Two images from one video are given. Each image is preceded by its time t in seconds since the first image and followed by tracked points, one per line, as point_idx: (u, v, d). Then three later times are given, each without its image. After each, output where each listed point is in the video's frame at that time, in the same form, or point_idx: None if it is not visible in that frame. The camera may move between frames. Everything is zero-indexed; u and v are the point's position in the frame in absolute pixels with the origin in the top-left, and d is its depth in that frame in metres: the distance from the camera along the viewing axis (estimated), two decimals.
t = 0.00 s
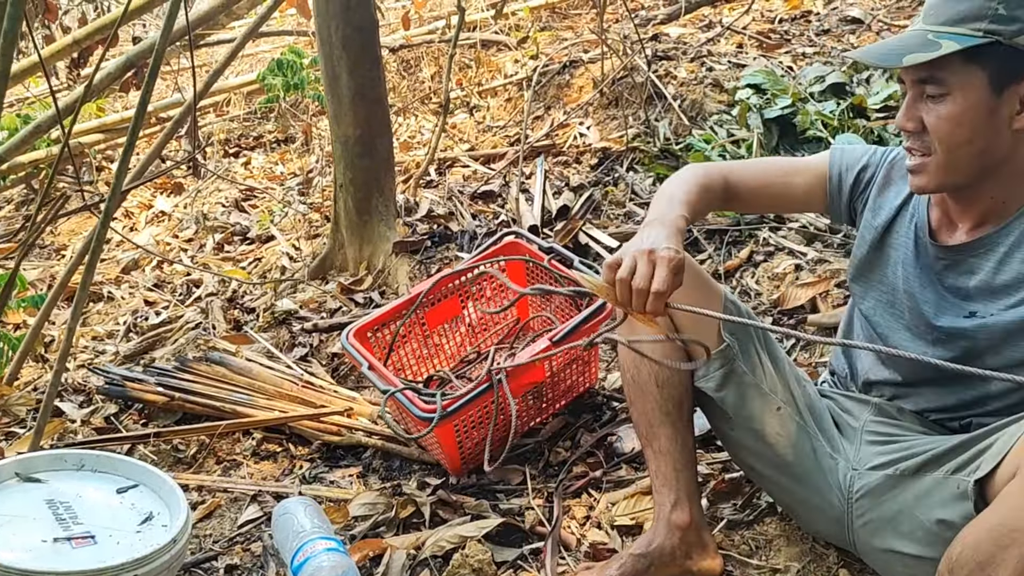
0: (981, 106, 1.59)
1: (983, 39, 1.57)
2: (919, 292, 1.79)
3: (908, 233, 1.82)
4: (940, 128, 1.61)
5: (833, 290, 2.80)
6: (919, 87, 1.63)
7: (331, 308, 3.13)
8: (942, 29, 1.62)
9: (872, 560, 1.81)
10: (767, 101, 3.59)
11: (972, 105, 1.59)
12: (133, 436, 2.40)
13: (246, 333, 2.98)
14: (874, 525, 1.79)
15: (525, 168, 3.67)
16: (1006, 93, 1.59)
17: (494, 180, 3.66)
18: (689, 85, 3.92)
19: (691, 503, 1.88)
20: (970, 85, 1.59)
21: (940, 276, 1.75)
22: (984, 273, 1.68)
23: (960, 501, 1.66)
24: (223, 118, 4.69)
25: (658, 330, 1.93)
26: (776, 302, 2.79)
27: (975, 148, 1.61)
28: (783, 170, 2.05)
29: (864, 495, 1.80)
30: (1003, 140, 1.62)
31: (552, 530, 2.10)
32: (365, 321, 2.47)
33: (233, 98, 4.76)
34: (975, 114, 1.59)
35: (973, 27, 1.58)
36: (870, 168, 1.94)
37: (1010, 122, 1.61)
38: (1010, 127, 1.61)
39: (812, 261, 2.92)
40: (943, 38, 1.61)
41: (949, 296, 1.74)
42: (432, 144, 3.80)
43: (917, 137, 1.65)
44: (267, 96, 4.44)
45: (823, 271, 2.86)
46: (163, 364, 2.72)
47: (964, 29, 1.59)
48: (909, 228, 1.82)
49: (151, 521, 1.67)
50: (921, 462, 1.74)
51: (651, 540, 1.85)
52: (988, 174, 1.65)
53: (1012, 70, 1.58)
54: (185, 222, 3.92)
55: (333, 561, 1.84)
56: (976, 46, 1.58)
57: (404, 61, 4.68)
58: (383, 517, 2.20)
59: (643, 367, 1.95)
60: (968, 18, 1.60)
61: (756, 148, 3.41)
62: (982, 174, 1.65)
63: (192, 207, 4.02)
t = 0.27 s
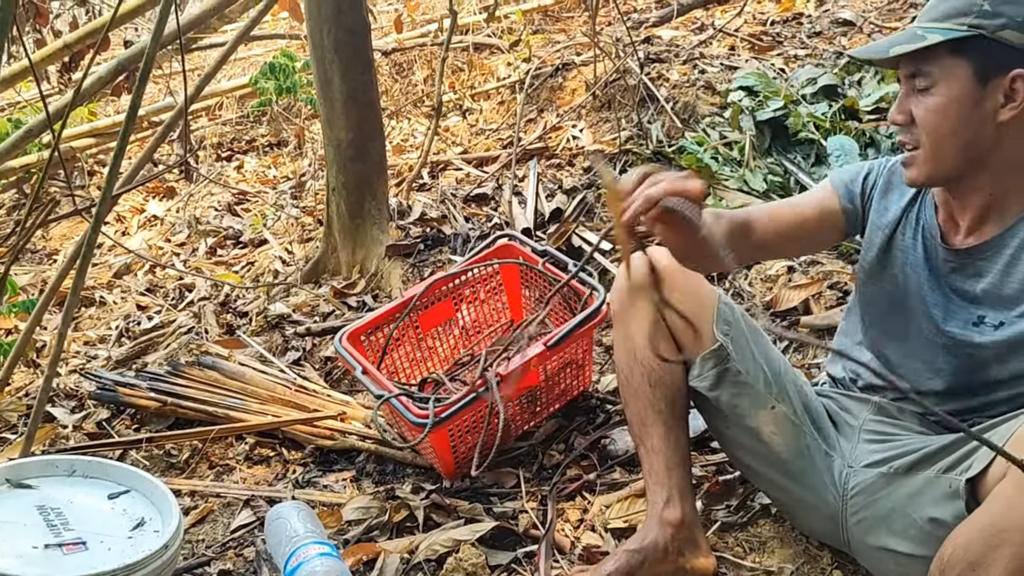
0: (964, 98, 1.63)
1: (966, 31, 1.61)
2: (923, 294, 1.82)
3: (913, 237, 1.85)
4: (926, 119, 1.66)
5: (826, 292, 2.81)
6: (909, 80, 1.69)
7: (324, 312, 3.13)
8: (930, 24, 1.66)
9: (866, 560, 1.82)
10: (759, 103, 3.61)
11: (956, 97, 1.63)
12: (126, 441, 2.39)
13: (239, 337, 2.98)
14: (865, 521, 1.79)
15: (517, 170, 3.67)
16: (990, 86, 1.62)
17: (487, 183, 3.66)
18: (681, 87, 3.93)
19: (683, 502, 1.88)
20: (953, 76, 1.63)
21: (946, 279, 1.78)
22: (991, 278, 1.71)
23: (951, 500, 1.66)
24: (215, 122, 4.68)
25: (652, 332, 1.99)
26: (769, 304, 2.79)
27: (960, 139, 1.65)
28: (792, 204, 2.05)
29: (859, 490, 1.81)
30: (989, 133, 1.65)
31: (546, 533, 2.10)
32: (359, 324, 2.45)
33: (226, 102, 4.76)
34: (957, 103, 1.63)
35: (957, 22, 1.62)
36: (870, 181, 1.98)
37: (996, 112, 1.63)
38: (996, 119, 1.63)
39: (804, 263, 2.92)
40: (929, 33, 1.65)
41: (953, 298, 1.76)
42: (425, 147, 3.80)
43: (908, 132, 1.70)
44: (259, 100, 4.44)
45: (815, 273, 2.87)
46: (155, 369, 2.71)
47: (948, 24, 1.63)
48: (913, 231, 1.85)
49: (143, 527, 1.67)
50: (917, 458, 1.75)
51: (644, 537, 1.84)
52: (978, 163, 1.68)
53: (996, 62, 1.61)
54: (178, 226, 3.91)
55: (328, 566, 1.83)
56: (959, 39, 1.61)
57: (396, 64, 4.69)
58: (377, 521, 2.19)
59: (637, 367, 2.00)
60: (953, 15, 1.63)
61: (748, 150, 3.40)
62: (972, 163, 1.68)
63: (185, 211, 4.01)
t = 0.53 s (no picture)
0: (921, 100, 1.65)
1: (921, 34, 1.64)
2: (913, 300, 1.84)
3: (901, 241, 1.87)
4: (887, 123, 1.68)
5: (818, 293, 2.81)
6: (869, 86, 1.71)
7: (316, 315, 3.12)
8: (887, 29, 1.70)
9: (857, 561, 1.82)
10: (750, 105, 3.62)
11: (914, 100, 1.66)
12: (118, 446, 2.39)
13: (231, 341, 2.97)
14: (857, 522, 1.79)
15: (510, 173, 3.67)
16: (945, 88, 1.64)
17: (479, 185, 3.66)
18: (673, 89, 3.93)
19: (675, 501, 1.88)
20: (909, 78, 1.66)
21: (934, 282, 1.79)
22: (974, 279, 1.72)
23: (946, 502, 1.67)
24: (207, 125, 4.67)
25: (642, 333, 1.99)
26: (761, 305, 2.80)
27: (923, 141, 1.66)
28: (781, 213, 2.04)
29: (851, 491, 1.81)
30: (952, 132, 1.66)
31: (539, 536, 2.09)
32: (350, 338, 2.39)
33: (218, 106, 4.75)
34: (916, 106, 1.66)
35: (912, 26, 1.65)
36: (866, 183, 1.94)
37: (954, 112, 1.64)
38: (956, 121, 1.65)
39: (796, 263, 2.93)
40: (886, 38, 1.69)
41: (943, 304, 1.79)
42: (418, 150, 3.80)
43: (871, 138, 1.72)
44: (251, 103, 4.43)
45: (807, 274, 2.87)
46: (147, 374, 2.70)
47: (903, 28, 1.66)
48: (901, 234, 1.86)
49: (134, 533, 1.66)
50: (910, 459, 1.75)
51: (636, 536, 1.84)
52: (942, 163, 1.67)
53: (951, 63, 1.64)
54: (170, 230, 3.90)
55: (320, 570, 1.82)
56: (914, 42, 1.65)
57: (388, 67, 4.69)
58: (369, 525, 2.19)
59: (627, 369, 2.00)
60: (910, 19, 1.67)
61: (740, 152, 3.42)
62: (934, 163, 1.67)
63: (177, 214, 4.00)
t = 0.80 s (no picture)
0: (910, 108, 1.70)
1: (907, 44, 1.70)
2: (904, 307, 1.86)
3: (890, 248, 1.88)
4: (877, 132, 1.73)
5: (809, 294, 2.82)
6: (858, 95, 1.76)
7: (308, 319, 3.12)
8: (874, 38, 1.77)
9: (849, 561, 1.82)
10: (741, 107, 3.63)
11: (902, 108, 1.70)
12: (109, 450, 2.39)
13: (222, 345, 2.96)
14: (851, 522, 1.80)
15: (501, 175, 3.68)
16: (933, 95, 1.69)
17: (470, 188, 3.66)
18: (664, 91, 3.94)
19: (666, 501, 1.88)
20: (897, 87, 1.71)
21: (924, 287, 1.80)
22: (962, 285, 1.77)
23: (945, 506, 1.66)
24: (198, 128, 4.67)
25: (632, 335, 2.00)
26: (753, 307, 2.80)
27: (912, 148, 1.71)
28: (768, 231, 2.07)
29: (846, 493, 1.81)
30: (941, 139, 1.70)
31: (531, 538, 2.09)
32: (340, 345, 2.39)
33: (208, 109, 4.75)
34: (904, 114, 1.70)
35: (897, 34, 1.72)
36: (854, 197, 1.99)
37: (942, 119, 1.69)
38: (946, 128, 1.69)
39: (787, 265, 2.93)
40: (874, 47, 1.75)
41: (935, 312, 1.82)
42: (409, 153, 3.80)
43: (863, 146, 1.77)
44: (242, 106, 4.43)
45: (798, 275, 2.88)
46: (137, 379, 2.69)
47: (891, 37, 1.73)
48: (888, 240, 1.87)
49: (124, 538, 1.66)
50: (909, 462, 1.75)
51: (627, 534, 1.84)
52: (932, 170, 1.73)
53: (937, 70, 1.69)
54: (161, 234, 3.90)
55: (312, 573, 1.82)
56: (900, 51, 1.71)
57: (380, 70, 4.69)
58: (361, 529, 2.19)
59: (618, 371, 2.01)
60: (897, 27, 1.73)
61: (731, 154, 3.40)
62: (924, 171, 1.74)
63: (168, 218, 3.99)
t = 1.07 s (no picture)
0: (893, 109, 1.71)
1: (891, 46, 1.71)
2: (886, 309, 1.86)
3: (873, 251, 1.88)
4: (860, 133, 1.75)
5: (797, 295, 2.82)
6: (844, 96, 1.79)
7: (297, 323, 3.11)
8: (860, 38, 1.77)
9: (834, 560, 1.83)
10: (729, 108, 3.64)
11: (886, 108, 1.72)
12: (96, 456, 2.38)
13: (211, 349, 2.95)
14: (836, 522, 1.80)
15: (490, 178, 3.67)
16: (916, 97, 1.70)
17: (460, 191, 3.66)
18: (653, 93, 3.95)
19: (655, 501, 1.89)
20: (881, 88, 1.73)
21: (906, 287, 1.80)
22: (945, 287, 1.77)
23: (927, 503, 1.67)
24: (187, 132, 4.65)
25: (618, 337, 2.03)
26: (741, 308, 2.80)
27: (894, 149, 1.73)
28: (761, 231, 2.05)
29: (830, 492, 1.82)
30: (924, 140, 1.71)
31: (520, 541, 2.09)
32: (328, 348, 2.38)
33: (197, 113, 4.73)
34: (888, 115, 1.72)
35: (882, 36, 1.72)
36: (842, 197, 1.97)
37: (921, 121, 1.71)
38: (928, 129, 1.70)
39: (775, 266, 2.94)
40: (859, 48, 1.76)
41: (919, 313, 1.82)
42: (397, 156, 3.79)
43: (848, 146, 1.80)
44: (230, 110, 4.42)
45: (786, 276, 2.89)
46: (125, 384, 2.68)
47: (875, 39, 1.73)
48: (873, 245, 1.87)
49: (111, 545, 1.67)
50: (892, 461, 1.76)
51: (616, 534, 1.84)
52: (916, 171, 1.74)
53: (920, 72, 1.70)
54: (149, 238, 3.88)
55: None
56: (884, 52, 1.72)
57: (369, 73, 4.69)
58: (350, 533, 2.18)
59: (606, 374, 2.02)
60: (881, 28, 1.73)
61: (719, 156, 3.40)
62: (908, 171, 1.75)
63: (156, 222, 3.98)
